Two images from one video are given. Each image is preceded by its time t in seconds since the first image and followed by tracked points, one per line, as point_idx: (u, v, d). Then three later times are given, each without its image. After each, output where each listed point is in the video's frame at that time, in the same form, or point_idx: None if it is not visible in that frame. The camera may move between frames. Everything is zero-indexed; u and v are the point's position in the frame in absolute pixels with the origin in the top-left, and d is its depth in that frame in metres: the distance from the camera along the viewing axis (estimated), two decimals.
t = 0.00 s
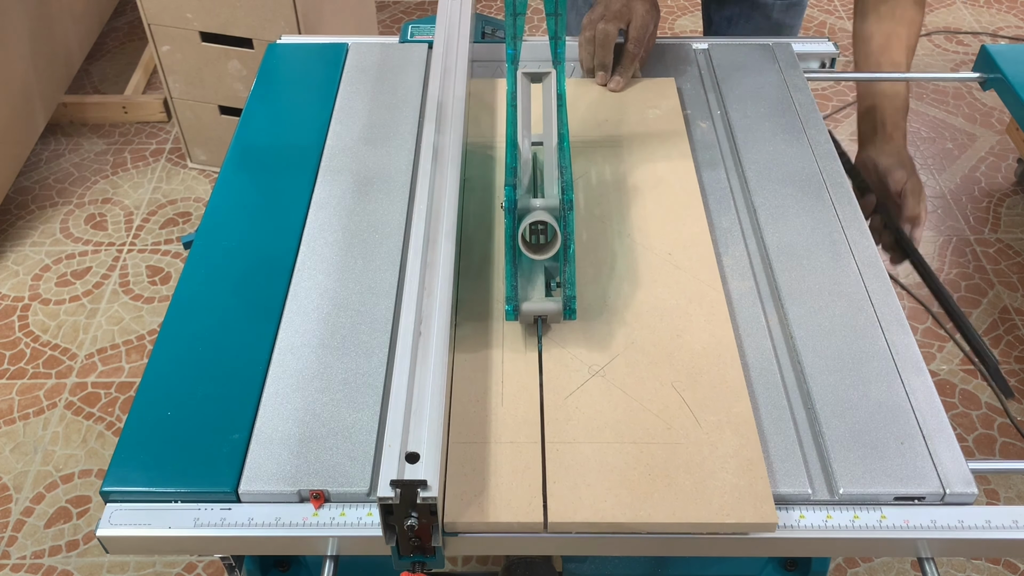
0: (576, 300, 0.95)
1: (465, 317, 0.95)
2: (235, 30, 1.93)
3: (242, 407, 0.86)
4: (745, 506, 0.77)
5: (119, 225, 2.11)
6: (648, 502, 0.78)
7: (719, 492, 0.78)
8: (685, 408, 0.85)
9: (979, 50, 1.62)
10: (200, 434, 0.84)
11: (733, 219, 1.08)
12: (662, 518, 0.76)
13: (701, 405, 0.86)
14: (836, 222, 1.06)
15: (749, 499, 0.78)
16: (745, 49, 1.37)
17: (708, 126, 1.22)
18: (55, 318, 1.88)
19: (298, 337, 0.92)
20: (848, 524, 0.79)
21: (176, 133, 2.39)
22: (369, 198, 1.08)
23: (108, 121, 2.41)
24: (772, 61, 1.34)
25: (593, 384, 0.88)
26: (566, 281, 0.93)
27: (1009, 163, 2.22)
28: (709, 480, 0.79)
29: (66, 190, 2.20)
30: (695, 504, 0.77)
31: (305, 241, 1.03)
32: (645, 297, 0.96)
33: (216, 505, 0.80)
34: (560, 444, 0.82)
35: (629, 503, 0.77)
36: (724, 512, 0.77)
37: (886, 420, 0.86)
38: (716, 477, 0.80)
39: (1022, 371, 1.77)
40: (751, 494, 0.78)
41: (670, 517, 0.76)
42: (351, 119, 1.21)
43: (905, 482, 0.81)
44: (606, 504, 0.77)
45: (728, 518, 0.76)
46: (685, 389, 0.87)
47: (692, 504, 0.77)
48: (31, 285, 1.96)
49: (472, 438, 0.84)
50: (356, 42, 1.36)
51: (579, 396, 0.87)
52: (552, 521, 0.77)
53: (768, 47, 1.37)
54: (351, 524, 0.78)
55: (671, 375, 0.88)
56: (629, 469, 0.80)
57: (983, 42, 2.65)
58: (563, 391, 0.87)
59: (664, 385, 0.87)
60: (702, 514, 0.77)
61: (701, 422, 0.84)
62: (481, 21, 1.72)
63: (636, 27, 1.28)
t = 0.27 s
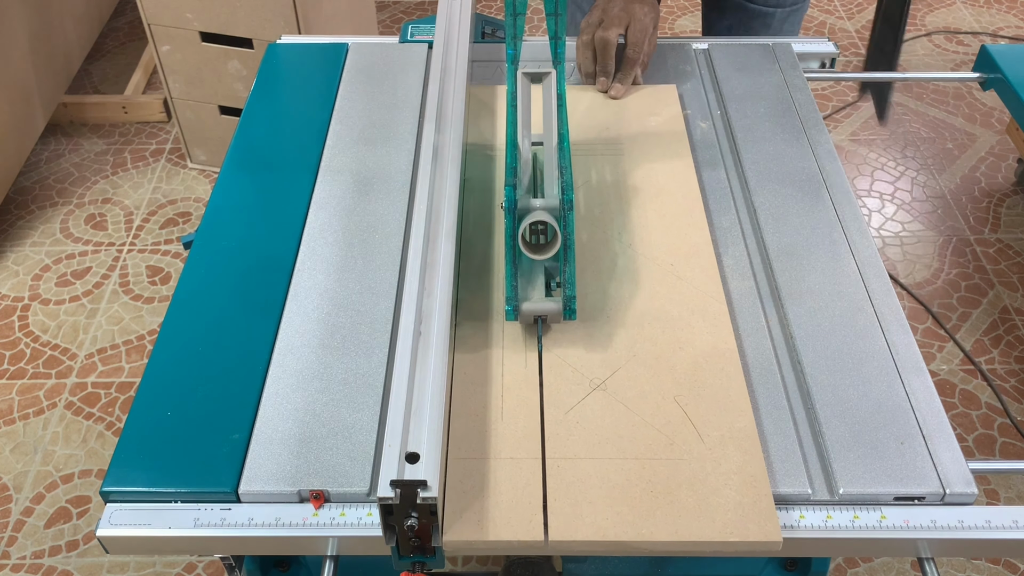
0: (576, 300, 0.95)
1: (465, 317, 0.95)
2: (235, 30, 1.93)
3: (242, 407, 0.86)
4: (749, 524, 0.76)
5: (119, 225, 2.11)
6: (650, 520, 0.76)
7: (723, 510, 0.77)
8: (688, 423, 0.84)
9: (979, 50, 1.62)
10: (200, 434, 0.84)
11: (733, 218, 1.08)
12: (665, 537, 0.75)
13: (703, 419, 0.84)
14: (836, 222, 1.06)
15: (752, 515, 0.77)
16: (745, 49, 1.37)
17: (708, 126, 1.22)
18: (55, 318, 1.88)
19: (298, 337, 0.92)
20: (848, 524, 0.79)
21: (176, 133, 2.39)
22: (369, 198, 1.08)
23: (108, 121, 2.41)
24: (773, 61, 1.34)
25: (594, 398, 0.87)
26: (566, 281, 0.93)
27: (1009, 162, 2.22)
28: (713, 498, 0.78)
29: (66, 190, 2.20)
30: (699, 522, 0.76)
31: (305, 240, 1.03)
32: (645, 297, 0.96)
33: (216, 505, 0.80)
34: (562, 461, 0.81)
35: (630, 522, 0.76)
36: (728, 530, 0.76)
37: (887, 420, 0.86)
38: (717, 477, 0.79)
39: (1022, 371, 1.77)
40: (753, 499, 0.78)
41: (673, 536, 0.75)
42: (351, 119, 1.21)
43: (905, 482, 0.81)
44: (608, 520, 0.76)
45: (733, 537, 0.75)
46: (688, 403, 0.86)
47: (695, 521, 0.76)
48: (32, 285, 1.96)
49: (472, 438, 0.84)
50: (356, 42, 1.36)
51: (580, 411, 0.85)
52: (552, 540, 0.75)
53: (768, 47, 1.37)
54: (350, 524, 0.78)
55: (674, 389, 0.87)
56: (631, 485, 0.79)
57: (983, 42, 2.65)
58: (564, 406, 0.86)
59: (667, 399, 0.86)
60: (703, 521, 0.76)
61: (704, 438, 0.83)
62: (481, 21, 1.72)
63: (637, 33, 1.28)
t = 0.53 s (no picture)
0: (576, 300, 0.95)
1: (465, 317, 0.95)
2: (235, 30, 1.93)
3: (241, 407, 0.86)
4: (751, 530, 0.76)
5: (119, 225, 2.11)
6: (650, 526, 0.76)
7: (723, 515, 0.77)
8: (689, 429, 0.84)
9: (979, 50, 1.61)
10: (199, 434, 0.84)
11: (733, 218, 1.08)
12: (667, 544, 0.75)
13: (706, 426, 0.84)
14: (836, 222, 1.06)
15: (753, 522, 0.76)
16: (746, 50, 1.37)
17: (708, 126, 1.22)
18: (55, 318, 1.88)
19: (298, 337, 0.92)
20: (848, 524, 0.79)
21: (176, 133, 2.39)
22: (369, 198, 1.08)
23: (108, 121, 2.41)
24: (773, 61, 1.34)
25: (595, 404, 0.86)
26: (566, 281, 0.93)
27: (1009, 162, 2.22)
28: (713, 503, 0.78)
29: (66, 190, 2.20)
30: (699, 529, 0.76)
31: (305, 240, 1.03)
32: (644, 296, 0.97)
33: (217, 505, 0.80)
34: (562, 467, 0.81)
35: (631, 528, 0.76)
36: (728, 536, 0.75)
37: (886, 420, 0.86)
38: (716, 477, 0.80)
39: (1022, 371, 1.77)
40: (752, 500, 0.78)
41: (674, 543, 0.75)
42: (351, 119, 1.21)
43: (905, 482, 0.81)
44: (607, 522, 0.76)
45: (733, 544, 0.75)
46: (689, 409, 0.86)
47: (695, 527, 0.76)
48: (32, 285, 1.96)
49: (472, 437, 0.84)
50: (356, 42, 1.36)
51: (581, 416, 0.85)
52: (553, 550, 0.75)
53: (768, 47, 1.37)
54: (350, 524, 0.78)
55: (675, 395, 0.87)
56: (631, 491, 0.79)
57: (983, 42, 2.65)
58: (564, 411, 0.86)
59: (668, 404, 0.86)
60: (703, 522, 0.76)
61: (705, 443, 0.83)
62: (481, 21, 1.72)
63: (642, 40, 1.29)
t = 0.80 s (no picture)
0: (576, 300, 0.95)
1: (465, 317, 0.95)
2: (235, 30, 1.93)
3: (241, 407, 0.86)
4: (751, 531, 0.76)
5: (119, 225, 2.11)
6: (650, 526, 0.76)
7: (723, 516, 0.77)
8: (690, 430, 0.84)
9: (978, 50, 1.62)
10: (199, 434, 0.84)
11: (733, 219, 1.08)
12: (667, 544, 0.75)
13: (706, 427, 0.84)
14: (836, 222, 1.06)
15: (752, 522, 0.76)
16: (746, 50, 1.37)
17: (708, 126, 1.22)
18: (55, 318, 1.88)
19: (298, 337, 0.92)
20: (848, 524, 0.79)
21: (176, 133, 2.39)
22: (369, 198, 1.08)
23: (108, 121, 2.41)
24: (773, 61, 1.34)
25: (595, 404, 0.86)
26: (566, 281, 0.93)
27: (1009, 162, 2.22)
28: (714, 504, 0.78)
29: (66, 190, 2.20)
30: (699, 529, 0.76)
31: (305, 241, 1.03)
32: (644, 296, 0.97)
33: (216, 505, 0.80)
34: (562, 467, 0.81)
35: (631, 529, 0.76)
36: (727, 537, 0.75)
37: (886, 420, 0.86)
38: (715, 476, 0.80)
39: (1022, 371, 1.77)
40: (751, 498, 0.78)
41: (674, 543, 0.75)
42: (351, 119, 1.21)
43: (905, 482, 0.81)
44: (607, 522, 0.76)
45: (734, 544, 0.75)
46: (689, 409, 0.86)
47: (695, 528, 0.76)
48: (32, 285, 1.96)
49: (472, 437, 0.84)
50: (356, 42, 1.36)
51: (581, 416, 0.85)
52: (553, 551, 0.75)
53: (768, 47, 1.37)
54: (350, 524, 0.78)
55: (675, 396, 0.87)
56: (632, 493, 0.79)
57: (983, 42, 2.65)
58: (564, 411, 0.86)
59: (668, 404, 0.86)
60: (703, 523, 0.76)
61: (705, 444, 0.83)
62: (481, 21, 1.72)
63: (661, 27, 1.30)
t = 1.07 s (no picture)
0: (576, 300, 0.95)
1: (465, 317, 0.95)
2: (235, 30, 1.93)
3: (241, 407, 0.86)
4: (750, 532, 0.76)
5: (119, 224, 2.11)
6: (650, 526, 0.76)
7: (723, 516, 0.77)
8: (690, 431, 0.84)
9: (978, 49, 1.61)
10: (200, 434, 0.84)
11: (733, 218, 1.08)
12: (667, 544, 0.75)
13: (707, 427, 0.84)
14: (836, 222, 1.06)
15: (752, 522, 0.76)
16: (746, 50, 1.37)
17: (708, 126, 1.22)
18: (55, 318, 1.88)
19: (298, 337, 0.92)
20: (848, 524, 0.79)
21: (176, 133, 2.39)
22: (369, 198, 1.08)
23: (108, 121, 2.41)
24: (773, 61, 1.34)
25: (595, 404, 0.86)
26: (566, 280, 0.92)
27: (1009, 162, 2.22)
28: (714, 504, 0.78)
29: (66, 190, 2.20)
30: (699, 529, 0.76)
31: (305, 241, 1.03)
32: (644, 296, 0.97)
33: (216, 505, 0.80)
34: (562, 467, 0.81)
35: (631, 529, 0.76)
36: (728, 537, 0.75)
37: (886, 420, 0.86)
38: (715, 475, 0.80)
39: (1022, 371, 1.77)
40: (750, 497, 0.78)
41: (674, 543, 0.75)
42: (351, 119, 1.21)
43: (905, 481, 0.81)
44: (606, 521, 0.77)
45: (733, 544, 0.75)
46: (689, 410, 0.86)
47: (695, 528, 0.76)
48: (31, 285, 1.96)
49: (472, 436, 0.84)
50: (356, 42, 1.36)
51: (581, 416, 0.85)
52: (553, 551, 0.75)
53: (768, 47, 1.37)
54: (350, 524, 0.78)
55: (675, 396, 0.87)
56: (633, 493, 0.79)
57: (983, 42, 2.65)
58: (564, 411, 0.86)
59: (668, 404, 0.86)
60: (703, 523, 0.76)
61: (705, 444, 0.83)
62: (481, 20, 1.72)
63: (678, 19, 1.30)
